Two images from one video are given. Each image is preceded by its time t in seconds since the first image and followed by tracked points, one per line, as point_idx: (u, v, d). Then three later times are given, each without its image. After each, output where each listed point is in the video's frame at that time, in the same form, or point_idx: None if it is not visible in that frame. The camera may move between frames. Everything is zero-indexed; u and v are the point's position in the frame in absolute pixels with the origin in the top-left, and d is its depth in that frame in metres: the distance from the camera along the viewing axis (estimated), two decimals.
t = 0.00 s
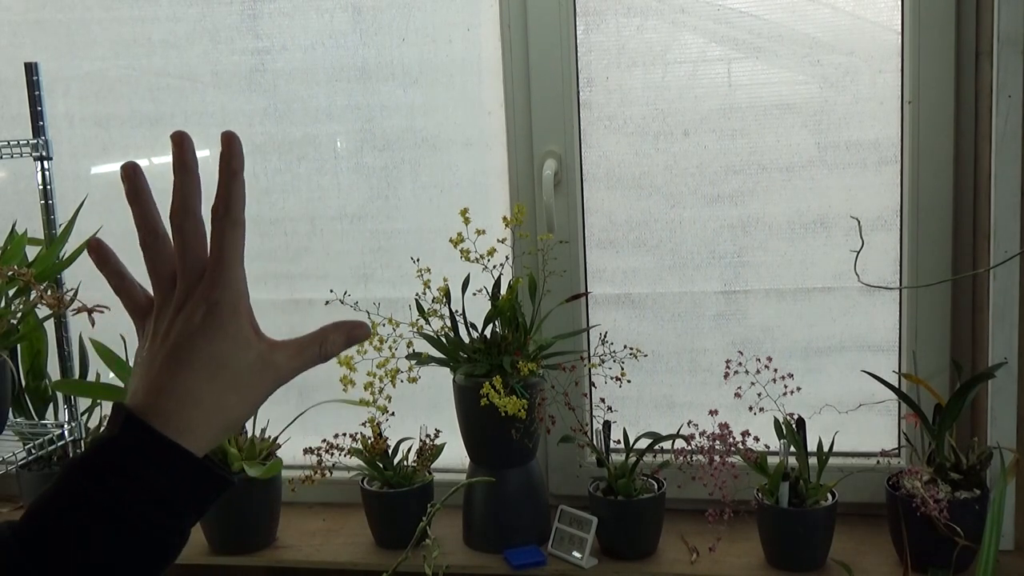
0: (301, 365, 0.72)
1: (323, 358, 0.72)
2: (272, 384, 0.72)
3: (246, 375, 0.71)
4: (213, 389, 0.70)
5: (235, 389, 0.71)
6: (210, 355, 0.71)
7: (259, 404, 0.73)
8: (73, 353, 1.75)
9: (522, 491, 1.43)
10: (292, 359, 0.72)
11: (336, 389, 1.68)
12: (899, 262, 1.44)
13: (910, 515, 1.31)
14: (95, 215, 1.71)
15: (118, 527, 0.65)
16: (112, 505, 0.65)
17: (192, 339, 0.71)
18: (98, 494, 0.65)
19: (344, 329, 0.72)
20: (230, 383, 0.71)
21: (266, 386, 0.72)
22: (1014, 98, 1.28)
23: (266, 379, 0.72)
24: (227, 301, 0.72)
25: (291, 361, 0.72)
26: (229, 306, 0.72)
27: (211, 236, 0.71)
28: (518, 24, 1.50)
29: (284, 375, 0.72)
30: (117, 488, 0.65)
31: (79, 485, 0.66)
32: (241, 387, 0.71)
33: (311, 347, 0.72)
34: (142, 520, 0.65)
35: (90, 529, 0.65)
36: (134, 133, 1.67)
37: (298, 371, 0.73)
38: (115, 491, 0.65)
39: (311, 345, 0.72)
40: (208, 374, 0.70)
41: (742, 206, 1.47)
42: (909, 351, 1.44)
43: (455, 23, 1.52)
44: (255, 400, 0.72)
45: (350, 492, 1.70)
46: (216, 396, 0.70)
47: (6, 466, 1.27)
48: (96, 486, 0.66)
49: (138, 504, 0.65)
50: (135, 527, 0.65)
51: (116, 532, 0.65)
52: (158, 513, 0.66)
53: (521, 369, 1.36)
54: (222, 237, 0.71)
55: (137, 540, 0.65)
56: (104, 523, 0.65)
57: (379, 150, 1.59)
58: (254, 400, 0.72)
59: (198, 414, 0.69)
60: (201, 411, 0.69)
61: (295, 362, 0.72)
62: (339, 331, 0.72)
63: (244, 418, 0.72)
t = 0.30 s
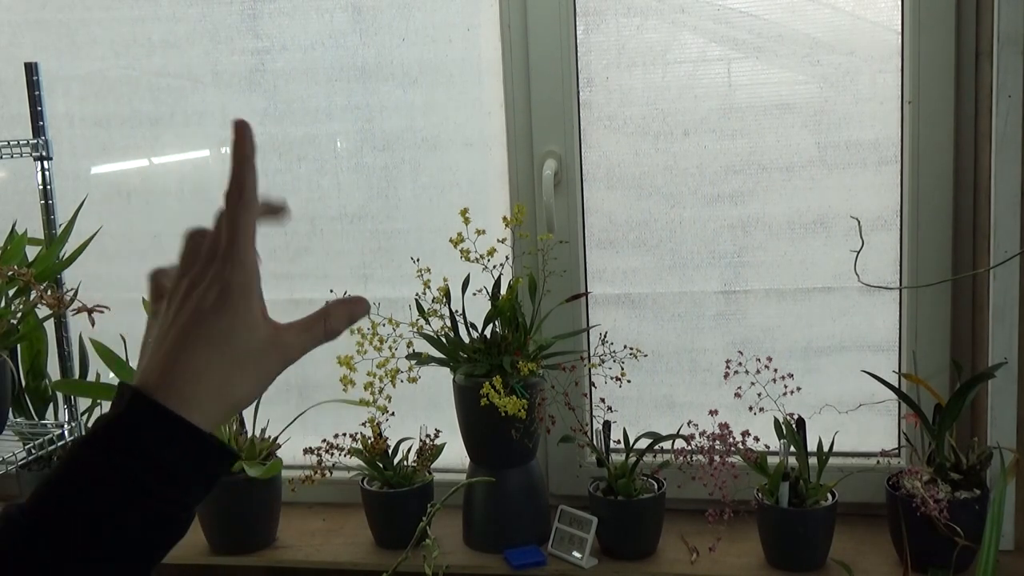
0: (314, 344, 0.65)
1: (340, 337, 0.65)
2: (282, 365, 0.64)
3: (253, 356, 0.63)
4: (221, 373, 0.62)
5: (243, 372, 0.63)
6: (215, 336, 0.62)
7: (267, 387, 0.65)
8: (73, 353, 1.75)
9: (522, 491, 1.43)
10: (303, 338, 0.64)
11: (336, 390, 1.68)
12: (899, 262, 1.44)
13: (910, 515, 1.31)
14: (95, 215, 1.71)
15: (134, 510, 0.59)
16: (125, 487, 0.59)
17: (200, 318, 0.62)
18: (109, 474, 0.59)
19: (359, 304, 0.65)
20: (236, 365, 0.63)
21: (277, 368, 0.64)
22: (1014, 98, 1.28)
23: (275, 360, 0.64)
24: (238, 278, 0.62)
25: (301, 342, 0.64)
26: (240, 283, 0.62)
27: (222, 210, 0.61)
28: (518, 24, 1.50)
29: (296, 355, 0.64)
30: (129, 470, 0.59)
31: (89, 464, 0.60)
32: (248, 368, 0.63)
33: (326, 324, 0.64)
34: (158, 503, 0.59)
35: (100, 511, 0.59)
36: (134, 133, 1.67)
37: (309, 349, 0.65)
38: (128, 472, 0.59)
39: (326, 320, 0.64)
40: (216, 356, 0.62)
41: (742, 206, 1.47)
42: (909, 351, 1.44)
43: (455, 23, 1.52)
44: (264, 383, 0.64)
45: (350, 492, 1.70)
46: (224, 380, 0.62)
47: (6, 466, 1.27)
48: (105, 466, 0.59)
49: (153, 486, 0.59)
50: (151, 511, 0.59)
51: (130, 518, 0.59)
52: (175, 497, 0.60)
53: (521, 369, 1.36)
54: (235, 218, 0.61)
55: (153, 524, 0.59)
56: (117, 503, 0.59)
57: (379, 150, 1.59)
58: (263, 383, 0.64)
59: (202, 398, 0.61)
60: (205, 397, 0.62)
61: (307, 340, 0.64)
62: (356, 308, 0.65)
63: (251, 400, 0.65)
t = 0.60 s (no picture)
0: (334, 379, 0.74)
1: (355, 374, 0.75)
2: (303, 392, 0.73)
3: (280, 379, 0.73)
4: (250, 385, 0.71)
5: (269, 390, 0.72)
6: (251, 354, 0.73)
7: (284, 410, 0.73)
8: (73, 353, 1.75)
9: (522, 491, 1.43)
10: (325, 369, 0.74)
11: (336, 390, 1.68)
12: (899, 262, 1.44)
13: (910, 515, 1.31)
14: (95, 215, 1.71)
15: (135, 500, 0.64)
16: (128, 479, 0.64)
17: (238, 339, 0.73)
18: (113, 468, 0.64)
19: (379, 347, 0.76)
20: (264, 382, 0.72)
21: (298, 393, 0.73)
22: (1014, 98, 1.27)
23: (297, 385, 0.73)
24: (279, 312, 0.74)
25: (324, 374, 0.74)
26: (280, 316, 0.74)
27: (271, 257, 0.75)
28: (518, 24, 1.50)
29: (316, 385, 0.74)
30: (130, 462, 0.65)
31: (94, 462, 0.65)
32: (273, 385, 0.72)
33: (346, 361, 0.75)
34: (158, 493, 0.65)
35: (103, 503, 0.64)
36: (134, 133, 1.67)
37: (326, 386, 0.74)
38: (130, 465, 0.65)
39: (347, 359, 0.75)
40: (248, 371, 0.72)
41: (742, 206, 1.47)
42: (909, 351, 1.44)
43: (455, 23, 1.52)
44: (283, 404, 0.73)
45: (350, 492, 1.70)
46: (252, 391, 0.71)
47: (6, 466, 1.27)
48: (109, 462, 0.65)
49: (155, 476, 0.65)
50: (152, 500, 0.64)
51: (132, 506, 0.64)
52: (174, 488, 0.65)
53: (521, 369, 1.36)
54: (283, 258, 0.74)
55: (154, 513, 0.64)
56: (119, 495, 0.64)
57: (379, 150, 1.58)
58: (284, 403, 0.73)
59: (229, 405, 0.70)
60: (233, 402, 0.70)
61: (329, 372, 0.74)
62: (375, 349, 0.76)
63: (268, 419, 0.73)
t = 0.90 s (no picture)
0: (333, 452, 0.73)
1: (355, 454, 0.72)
2: (308, 455, 0.74)
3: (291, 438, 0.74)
4: (262, 433, 0.73)
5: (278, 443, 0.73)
6: (273, 405, 0.75)
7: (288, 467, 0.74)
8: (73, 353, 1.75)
9: (523, 491, 1.43)
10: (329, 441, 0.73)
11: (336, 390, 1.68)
12: (899, 262, 1.44)
13: (910, 515, 1.31)
14: (95, 215, 1.71)
15: (157, 514, 0.69)
16: (148, 496, 0.69)
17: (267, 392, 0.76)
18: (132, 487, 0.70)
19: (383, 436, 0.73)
20: (273, 435, 0.74)
21: (303, 452, 0.74)
22: (1014, 99, 1.27)
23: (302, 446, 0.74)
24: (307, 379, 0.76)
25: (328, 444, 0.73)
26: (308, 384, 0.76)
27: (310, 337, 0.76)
28: (518, 24, 1.50)
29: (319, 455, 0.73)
30: (149, 480, 0.70)
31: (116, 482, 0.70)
32: (283, 438, 0.74)
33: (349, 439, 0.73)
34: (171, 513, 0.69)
35: (127, 516, 0.69)
36: (134, 133, 1.67)
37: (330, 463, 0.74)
38: (150, 483, 0.70)
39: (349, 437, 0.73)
40: (264, 421, 0.74)
41: (742, 206, 1.47)
42: (909, 351, 1.44)
43: (456, 23, 1.52)
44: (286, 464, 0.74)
45: (350, 492, 1.70)
46: (263, 437, 0.73)
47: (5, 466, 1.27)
48: (132, 479, 0.70)
49: (168, 495, 0.70)
50: (170, 516, 0.69)
51: (152, 521, 0.69)
52: (192, 506, 0.70)
53: (521, 369, 1.36)
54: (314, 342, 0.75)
55: (164, 532, 0.69)
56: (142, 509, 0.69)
57: (379, 150, 1.58)
58: (291, 459, 0.74)
59: (241, 442, 0.72)
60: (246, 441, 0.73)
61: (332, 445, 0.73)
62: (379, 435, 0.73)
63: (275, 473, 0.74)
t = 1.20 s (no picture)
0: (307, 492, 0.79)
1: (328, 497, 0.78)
2: (286, 493, 0.80)
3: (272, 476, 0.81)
4: (248, 468, 0.80)
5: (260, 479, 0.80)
6: (262, 443, 0.82)
7: (266, 502, 0.80)
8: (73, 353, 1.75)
9: (522, 491, 1.43)
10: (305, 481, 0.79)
11: (336, 390, 1.68)
12: (899, 262, 1.44)
13: (910, 515, 1.31)
14: (95, 215, 1.71)
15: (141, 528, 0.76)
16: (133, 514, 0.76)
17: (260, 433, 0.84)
18: (117, 511, 0.76)
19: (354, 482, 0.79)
20: (254, 469, 0.80)
21: (281, 488, 0.80)
22: (1014, 99, 1.27)
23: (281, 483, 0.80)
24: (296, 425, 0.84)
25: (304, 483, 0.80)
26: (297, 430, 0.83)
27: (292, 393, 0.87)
28: (518, 24, 1.50)
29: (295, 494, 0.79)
30: (134, 504, 0.76)
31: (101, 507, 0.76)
32: (265, 472, 0.81)
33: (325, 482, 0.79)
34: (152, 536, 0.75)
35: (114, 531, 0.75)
36: (134, 133, 1.67)
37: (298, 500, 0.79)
38: (134, 505, 0.76)
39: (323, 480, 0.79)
40: (251, 458, 0.81)
41: (742, 206, 1.47)
42: (909, 351, 1.44)
43: (456, 23, 1.52)
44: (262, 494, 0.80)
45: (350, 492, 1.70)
46: (246, 471, 0.80)
47: (5, 466, 1.27)
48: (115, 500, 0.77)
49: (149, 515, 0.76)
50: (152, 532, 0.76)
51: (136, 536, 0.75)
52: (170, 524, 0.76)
53: (521, 369, 1.36)
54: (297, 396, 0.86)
55: (144, 553, 0.75)
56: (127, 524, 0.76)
57: (379, 150, 1.58)
58: (269, 495, 0.80)
59: (227, 473, 0.79)
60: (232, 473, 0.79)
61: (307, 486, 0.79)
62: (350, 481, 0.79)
63: (253, 508, 0.80)
